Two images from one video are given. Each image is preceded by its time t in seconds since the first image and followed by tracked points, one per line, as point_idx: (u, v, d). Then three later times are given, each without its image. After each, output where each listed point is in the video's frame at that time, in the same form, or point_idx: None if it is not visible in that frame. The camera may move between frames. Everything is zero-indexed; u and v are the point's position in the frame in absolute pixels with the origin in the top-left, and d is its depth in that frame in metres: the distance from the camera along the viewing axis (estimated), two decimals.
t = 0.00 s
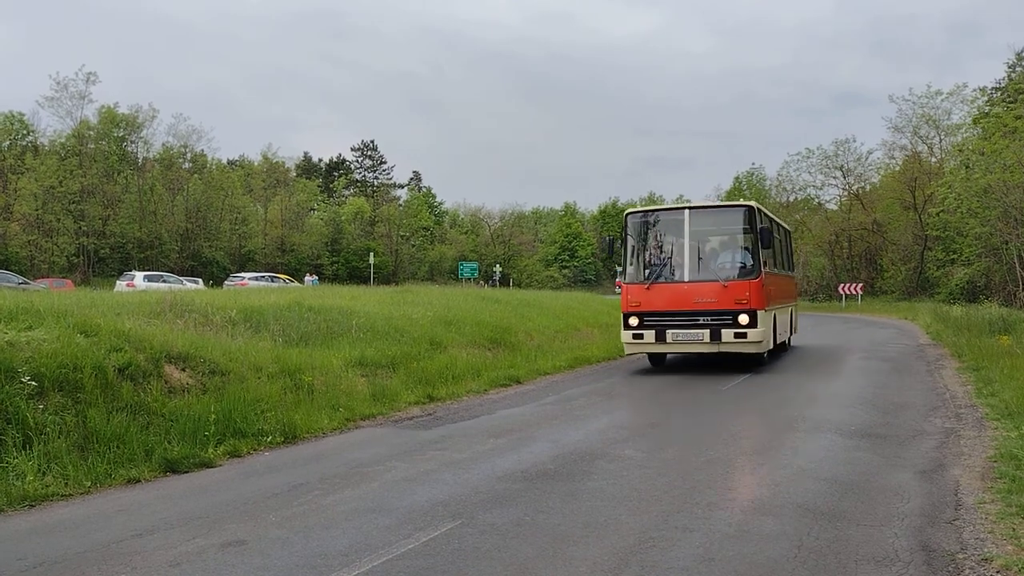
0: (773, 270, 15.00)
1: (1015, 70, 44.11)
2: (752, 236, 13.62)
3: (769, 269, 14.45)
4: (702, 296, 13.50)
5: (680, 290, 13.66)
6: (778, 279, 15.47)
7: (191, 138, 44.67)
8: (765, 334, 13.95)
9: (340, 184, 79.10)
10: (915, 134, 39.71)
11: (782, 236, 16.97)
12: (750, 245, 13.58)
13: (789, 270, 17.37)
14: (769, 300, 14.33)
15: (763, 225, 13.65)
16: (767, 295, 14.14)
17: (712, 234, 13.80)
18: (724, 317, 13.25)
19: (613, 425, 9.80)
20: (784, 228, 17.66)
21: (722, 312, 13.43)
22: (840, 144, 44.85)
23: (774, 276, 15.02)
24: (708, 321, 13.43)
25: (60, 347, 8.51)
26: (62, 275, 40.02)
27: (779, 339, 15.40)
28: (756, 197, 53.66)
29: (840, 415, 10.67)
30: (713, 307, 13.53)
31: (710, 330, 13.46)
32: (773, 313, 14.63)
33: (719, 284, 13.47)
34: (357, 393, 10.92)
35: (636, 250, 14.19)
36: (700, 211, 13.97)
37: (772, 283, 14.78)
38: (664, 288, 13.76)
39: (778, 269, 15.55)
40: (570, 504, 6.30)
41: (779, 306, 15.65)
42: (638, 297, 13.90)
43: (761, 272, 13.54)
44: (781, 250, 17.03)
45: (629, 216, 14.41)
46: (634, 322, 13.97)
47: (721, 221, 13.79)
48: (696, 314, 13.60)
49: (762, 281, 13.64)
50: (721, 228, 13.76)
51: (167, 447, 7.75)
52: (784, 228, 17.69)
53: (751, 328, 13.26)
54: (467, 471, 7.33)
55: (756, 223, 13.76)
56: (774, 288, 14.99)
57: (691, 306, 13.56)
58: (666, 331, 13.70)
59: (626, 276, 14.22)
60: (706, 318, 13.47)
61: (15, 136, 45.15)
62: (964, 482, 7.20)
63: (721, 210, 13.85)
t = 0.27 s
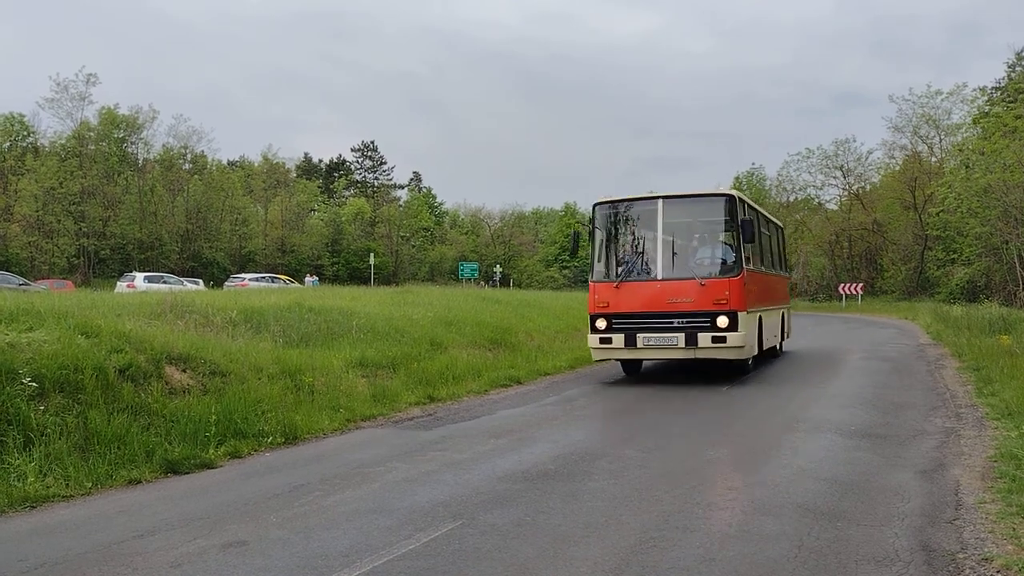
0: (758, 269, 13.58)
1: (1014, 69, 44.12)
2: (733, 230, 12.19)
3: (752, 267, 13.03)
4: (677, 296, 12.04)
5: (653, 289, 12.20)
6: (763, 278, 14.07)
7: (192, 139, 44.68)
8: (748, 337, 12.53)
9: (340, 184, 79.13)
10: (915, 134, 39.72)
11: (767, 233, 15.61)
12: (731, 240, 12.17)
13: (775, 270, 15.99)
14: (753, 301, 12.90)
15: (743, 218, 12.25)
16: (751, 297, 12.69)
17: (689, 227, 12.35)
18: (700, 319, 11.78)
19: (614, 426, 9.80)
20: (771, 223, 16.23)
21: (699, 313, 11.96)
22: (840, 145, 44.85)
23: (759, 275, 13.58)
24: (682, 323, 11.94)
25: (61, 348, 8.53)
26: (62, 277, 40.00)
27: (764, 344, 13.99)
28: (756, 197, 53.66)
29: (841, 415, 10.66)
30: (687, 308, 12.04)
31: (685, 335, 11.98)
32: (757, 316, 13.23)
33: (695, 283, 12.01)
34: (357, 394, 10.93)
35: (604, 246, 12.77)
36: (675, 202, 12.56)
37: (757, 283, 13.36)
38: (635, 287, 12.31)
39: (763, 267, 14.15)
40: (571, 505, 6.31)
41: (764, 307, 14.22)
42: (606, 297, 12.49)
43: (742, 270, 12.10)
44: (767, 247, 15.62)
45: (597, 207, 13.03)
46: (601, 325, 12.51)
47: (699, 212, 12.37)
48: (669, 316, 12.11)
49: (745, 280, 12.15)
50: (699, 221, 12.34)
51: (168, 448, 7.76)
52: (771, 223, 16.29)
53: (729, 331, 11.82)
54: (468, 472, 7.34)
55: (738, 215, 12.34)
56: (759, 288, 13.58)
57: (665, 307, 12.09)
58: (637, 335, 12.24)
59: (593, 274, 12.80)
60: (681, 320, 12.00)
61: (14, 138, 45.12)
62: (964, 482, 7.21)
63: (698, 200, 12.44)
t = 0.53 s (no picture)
0: (735, 268, 12.27)
1: (1014, 69, 44.11)
2: (706, 224, 10.86)
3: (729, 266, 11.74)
4: (643, 300, 10.73)
5: (615, 292, 10.89)
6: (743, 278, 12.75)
7: (192, 140, 44.74)
8: (724, 345, 11.32)
9: (340, 185, 79.14)
10: (915, 134, 39.73)
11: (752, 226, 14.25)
12: (705, 235, 10.84)
13: (760, 268, 14.65)
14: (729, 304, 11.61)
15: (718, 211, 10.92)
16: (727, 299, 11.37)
17: (657, 221, 11.02)
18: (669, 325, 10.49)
19: (614, 426, 9.80)
20: (755, 217, 14.83)
21: (667, 319, 10.65)
22: (840, 145, 44.84)
23: (738, 275, 12.29)
24: (649, 330, 10.65)
25: (61, 349, 8.54)
26: (63, 277, 40.03)
27: (746, 353, 12.85)
28: (757, 197, 53.63)
29: (841, 415, 10.65)
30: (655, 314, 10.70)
31: (652, 343, 10.68)
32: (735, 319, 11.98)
33: (664, 285, 10.70)
34: (358, 394, 10.92)
35: (566, 243, 11.43)
36: (643, 192, 11.27)
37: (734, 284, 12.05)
38: (596, 289, 11.01)
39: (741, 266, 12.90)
40: (572, 505, 6.31)
41: (743, 311, 12.95)
42: (565, 300, 11.16)
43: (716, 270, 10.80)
44: (751, 242, 14.28)
45: (557, 197, 11.69)
46: (559, 332, 11.20)
47: (670, 205, 11.04)
48: (635, 322, 10.78)
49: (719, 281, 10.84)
50: (668, 214, 10.99)
51: (169, 449, 7.77)
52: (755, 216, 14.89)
53: (702, 339, 10.57)
54: (469, 472, 7.34)
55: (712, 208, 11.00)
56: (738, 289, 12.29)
57: (630, 311, 10.77)
58: (597, 343, 10.94)
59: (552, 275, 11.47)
60: (648, 327, 10.71)
61: (15, 138, 45.18)
62: (965, 482, 7.20)
63: (667, 190, 11.10)
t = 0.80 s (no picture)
0: (706, 269, 10.24)
1: (1015, 69, 44.11)
2: (664, 216, 8.76)
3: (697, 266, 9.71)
4: (590, 306, 8.64)
5: (555, 297, 8.81)
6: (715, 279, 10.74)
7: (193, 141, 44.79)
8: (689, 360, 9.34)
9: (340, 185, 79.14)
10: (916, 134, 39.74)
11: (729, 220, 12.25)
12: (663, 229, 8.74)
13: (739, 268, 12.65)
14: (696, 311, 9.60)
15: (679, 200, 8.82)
16: (693, 303, 9.38)
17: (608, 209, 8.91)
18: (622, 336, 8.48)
19: (614, 427, 9.80)
20: (734, 209, 12.85)
21: (618, 330, 8.57)
22: (841, 145, 44.82)
23: (709, 278, 10.29)
24: (597, 344, 8.60)
25: (62, 350, 8.55)
26: (63, 278, 40.05)
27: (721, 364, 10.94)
28: (757, 198, 53.61)
29: (842, 415, 10.66)
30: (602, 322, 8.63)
31: (600, 358, 8.58)
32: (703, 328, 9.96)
33: (614, 288, 8.61)
34: (358, 395, 10.93)
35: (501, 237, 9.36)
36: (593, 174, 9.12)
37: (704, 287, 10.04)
38: (532, 293, 8.94)
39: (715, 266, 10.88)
40: (573, 505, 6.31)
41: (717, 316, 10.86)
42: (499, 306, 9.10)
43: (677, 271, 8.70)
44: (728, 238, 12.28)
45: (490, 184, 9.66)
46: (491, 345, 9.10)
47: (623, 189, 8.92)
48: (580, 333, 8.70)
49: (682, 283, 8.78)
50: (619, 203, 8.89)
51: (169, 450, 7.77)
52: (734, 209, 12.89)
53: (659, 353, 8.47)
54: (471, 473, 7.35)
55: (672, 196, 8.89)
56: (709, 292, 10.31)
57: (574, 320, 8.69)
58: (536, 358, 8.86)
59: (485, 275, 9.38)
60: (595, 339, 8.63)
61: (15, 139, 45.20)
62: (965, 482, 7.21)
63: (620, 174, 8.99)
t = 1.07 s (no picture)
0: (666, 268, 8.81)
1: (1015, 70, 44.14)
2: (607, 205, 7.33)
3: (653, 263, 8.29)
4: (520, 313, 7.22)
5: (477, 301, 7.36)
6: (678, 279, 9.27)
7: (193, 141, 44.78)
8: (641, 377, 7.90)
9: (340, 186, 79.10)
10: (916, 135, 39.79)
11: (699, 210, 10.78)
12: (607, 218, 7.30)
13: (712, 266, 11.19)
14: (652, 317, 8.17)
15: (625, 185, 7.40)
16: (647, 309, 7.97)
17: (543, 196, 7.49)
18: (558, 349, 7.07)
19: (615, 427, 9.81)
20: (707, 197, 11.39)
21: (554, 342, 7.13)
22: (841, 145, 44.81)
23: (669, 278, 8.86)
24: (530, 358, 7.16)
25: (63, 349, 8.57)
26: (63, 278, 40.04)
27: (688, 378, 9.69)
28: (758, 198, 53.59)
29: (842, 415, 10.67)
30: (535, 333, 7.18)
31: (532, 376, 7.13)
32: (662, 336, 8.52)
33: (547, 289, 7.18)
34: (360, 394, 10.95)
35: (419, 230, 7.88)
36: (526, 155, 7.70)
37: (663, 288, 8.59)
38: (454, 297, 7.47)
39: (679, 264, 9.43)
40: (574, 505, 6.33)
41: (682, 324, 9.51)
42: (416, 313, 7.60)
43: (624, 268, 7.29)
44: (699, 231, 10.81)
45: (407, 168, 8.20)
46: (407, 358, 7.61)
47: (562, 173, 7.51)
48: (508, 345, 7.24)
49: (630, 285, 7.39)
50: (556, 189, 7.46)
51: (170, 450, 7.77)
52: (707, 198, 11.42)
53: (599, 369, 7.06)
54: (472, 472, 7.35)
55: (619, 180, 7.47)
56: (670, 295, 8.85)
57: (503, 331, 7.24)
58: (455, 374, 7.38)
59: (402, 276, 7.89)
60: (525, 351, 7.18)
61: (16, 139, 45.22)
62: (965, 482, 7.22)
63: (557, 154, 7.56)
